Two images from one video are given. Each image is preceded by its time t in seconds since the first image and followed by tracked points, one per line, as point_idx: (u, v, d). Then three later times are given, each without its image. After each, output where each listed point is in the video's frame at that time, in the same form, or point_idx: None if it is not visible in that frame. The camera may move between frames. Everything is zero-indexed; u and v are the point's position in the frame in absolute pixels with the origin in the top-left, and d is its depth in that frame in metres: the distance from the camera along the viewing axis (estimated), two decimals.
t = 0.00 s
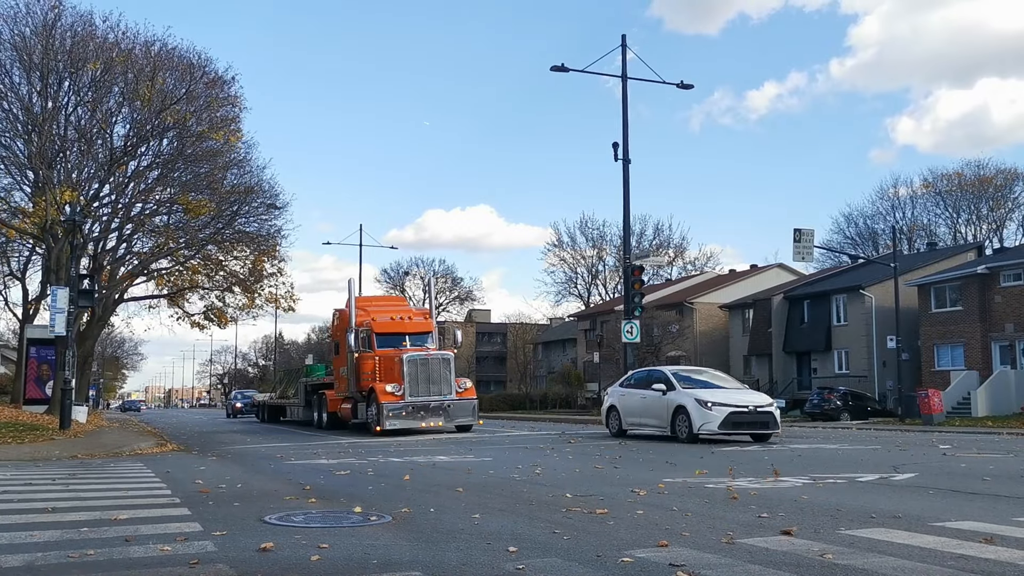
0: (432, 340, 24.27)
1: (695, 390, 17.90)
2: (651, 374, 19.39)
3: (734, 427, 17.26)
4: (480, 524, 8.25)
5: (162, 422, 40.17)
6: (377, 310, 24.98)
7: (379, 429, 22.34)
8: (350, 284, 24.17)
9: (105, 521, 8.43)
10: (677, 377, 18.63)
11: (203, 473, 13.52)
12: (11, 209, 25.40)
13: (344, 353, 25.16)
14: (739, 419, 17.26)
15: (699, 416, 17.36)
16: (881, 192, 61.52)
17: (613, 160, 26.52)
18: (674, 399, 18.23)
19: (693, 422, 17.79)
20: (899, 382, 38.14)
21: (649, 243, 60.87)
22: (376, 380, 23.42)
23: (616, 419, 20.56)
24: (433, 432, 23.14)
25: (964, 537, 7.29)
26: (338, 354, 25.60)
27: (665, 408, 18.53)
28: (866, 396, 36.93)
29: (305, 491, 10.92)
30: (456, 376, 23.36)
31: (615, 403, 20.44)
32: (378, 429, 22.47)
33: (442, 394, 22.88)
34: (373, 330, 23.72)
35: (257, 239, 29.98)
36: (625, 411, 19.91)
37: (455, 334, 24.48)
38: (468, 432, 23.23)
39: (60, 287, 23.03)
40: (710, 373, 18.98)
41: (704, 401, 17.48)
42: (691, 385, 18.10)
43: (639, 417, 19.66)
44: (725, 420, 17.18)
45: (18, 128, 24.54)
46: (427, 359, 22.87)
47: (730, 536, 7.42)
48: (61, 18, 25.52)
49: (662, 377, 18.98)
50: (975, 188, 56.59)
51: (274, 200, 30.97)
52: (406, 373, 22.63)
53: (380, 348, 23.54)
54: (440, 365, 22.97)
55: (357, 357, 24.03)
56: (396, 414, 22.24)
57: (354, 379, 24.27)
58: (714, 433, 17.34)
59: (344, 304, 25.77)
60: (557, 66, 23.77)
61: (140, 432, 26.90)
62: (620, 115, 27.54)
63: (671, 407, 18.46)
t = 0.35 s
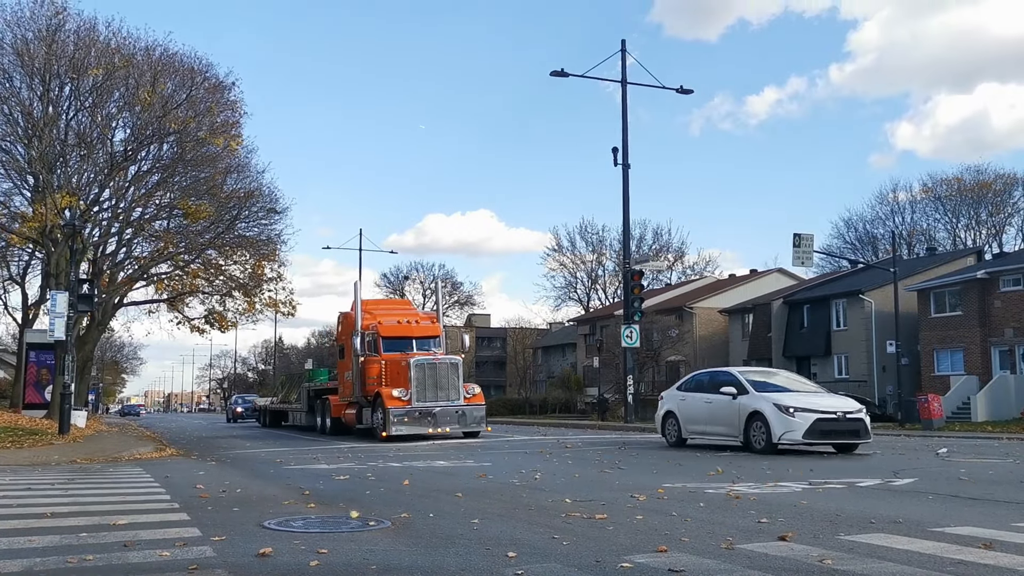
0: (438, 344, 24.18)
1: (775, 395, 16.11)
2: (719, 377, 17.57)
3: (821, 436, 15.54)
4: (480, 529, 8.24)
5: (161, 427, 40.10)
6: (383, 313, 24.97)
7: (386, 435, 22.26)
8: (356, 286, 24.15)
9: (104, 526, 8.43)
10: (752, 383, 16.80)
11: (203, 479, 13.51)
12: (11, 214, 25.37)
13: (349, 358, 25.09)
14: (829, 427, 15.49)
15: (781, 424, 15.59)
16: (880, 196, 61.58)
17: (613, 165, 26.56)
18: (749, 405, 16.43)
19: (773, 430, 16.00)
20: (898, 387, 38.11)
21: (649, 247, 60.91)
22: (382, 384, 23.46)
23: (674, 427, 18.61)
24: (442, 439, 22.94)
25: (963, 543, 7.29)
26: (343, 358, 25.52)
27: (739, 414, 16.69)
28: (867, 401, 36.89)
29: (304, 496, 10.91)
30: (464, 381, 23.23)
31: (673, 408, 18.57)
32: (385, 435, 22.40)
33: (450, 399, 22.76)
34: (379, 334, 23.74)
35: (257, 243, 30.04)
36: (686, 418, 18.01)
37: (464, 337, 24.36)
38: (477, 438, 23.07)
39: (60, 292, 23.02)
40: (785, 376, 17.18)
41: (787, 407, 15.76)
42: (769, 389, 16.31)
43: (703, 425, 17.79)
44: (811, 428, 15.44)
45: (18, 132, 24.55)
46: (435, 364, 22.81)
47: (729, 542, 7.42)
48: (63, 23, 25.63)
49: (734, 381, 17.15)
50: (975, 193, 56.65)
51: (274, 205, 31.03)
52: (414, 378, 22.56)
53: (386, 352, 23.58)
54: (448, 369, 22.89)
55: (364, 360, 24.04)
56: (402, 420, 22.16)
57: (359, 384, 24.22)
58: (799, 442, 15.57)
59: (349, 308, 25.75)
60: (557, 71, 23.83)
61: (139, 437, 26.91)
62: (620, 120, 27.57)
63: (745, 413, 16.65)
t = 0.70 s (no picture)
0: (446, 344, 24.08)
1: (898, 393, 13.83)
2: (820, 374, 15.27)
3: (960, 444, 13.24)
4: (480, 530, 8.25)
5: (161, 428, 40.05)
6: (388, 312, 25.00)
7: (393, 436, 22.29)
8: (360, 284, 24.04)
9: (104, 527, 8.41)
10: (866, 379, 14.47)
11: (203, 479, 13.50)
12: (10, 215, 25.33)
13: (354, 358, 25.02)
14: (970, 432, 13.18)
15: (914, 427, 13.23)
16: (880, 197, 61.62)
17: (613, 166, 26.58)
18: (867, 404, 14.09)
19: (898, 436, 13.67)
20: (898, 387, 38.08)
21: (649, 248, 60.91)
22: (388, 384, 23.40)
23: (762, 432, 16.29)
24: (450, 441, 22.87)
25: (963, 543, 7.28)
26: (348, 358, 25.46)
27: (850, 416, 14.35)
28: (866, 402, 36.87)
29: (304, 497, 10.93)
30: (473, 382, 23.23)
31: (760, 410, 16.25)
32: (392, 436, 22.42)
33: (458, 400, 22.74)
34: (384, 333, 23.64)
35: (257, 244, 30.07)
36: (779, 421, 15.69)
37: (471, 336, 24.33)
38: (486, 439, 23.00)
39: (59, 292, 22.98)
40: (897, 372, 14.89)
41: (918, 408, 13.43)
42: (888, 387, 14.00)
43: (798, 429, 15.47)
44: (950, 434, 13.13)
45: (18, 133, 24.54)
46: (442, 364, 22.79)
47: (728, 543, 7.41)
48: (64, 24, 25.71)
49: (843, 378, 14.80)
50: (974, 194, 56.67)
51: (275, 206, 31.08)
52: (421, 378, 22.52)
53: (392, 352, 23.49)
54: (456, 370, 22.90)
55: (369, 360, 23.98)
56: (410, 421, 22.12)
57: (365, 384, 24.21)
58: (933, 450, 13.27)
59: (354, 307, 25.66)
60: (557, 72, 23.84)
61: (139, 438, 26.93)
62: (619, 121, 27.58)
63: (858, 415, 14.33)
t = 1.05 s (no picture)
0: (453, 344, 24.01)
1: None
2: (958, 362, 12.98)
3: None
4: (483, 531, 8.26)
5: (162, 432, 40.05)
6: (394, 312, 24.89)
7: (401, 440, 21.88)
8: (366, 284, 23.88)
9: (106, 533, 8.41)
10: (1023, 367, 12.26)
11: (204, 484, 13.49)
12: (9, 222, 25.32)
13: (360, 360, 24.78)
14: None
15: None
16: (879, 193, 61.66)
17: (612, 166, 26.60)
18: None
19: None
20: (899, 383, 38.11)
21: (648, 247, 60.91)
22: (395, 386, 23.34)
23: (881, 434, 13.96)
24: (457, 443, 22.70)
25: (966, 539, 7.28)
26: (354, 359, 25.25)
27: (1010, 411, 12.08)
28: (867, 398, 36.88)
29: (306, 501, 10.94)
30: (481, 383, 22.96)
31: (879, 406, 13.87)
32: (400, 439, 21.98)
33: (467, 401, 22.50)
34: (390, 334, 23.58)
35: (256, 248, 30.09)
36: (906, 417, 13.34)
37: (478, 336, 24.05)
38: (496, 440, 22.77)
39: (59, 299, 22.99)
40: None
41: None
42: None
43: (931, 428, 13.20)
44: None
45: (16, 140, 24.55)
46: (451, 364, 22.52)
47: (731, 541, 7.41)
48: (60, 30, 25.70)
49: (989, 363, 12.59)
50: (973, 190, 56.70)
51: (273, 209, 31.10)
52: (428, 379, 22.23)
53: (398, 352, 23.46)
54: (465, 371, 22.63)
55: (375, 361, 23.82)
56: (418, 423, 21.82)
57: (370, 386, 23.94)
58: None
59: (359, 308, 25.51)
60: (554, 72, 23.81)
61: (140, 443, 26.90)
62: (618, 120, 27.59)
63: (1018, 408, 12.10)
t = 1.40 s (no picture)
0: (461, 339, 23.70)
1: None
2: None
3: None
4: (482, 529, 8.26)
5: (162, 429, 40.04)
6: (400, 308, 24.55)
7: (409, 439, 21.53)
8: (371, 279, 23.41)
9: (105, 529, 8.42)
10: None
11: (203, 481, 13.50)
12: (9, 217, 25.32)
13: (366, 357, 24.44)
14: None
15: None
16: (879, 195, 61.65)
17: (613, 165, 26.59)
18: None
19: None
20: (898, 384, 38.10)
21: (649, 247, 60.89)
22: (401, 383, 22.89)
23: None
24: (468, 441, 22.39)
25: (964, 540, 7.28)
26: (360, 356, 24.95)
27: None
28: (866, 399, 36.90)
29: (305, 498, 10.94)
30: (491, 380, 22.62)
31: None
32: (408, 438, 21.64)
33: (477, 398, 22.15)
34: (397, 330, 23.19)
35: (256, 245, 30.09)
36: None
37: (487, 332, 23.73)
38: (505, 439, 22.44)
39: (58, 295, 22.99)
40: None
41: None
42: None
43: None
44: None
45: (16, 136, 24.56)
46: (460, 361, 22.13)
47: (732, 541, 7.41)
48: (60, 24, 25.66)
49: None
50: (974, 191, 56.68)
51: (274, 207, 31.09)
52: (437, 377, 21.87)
53: (406, 348, 23.05)
54: (474, 368, 22.23)
55: (381, 358, 23.42)
56: (427, 422, 21.46)
57: (377, 384, 23.59)
58: None
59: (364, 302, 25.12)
60: (556, 72, 23.80)
61: (139, 439, 26.91)
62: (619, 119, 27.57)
63: None
